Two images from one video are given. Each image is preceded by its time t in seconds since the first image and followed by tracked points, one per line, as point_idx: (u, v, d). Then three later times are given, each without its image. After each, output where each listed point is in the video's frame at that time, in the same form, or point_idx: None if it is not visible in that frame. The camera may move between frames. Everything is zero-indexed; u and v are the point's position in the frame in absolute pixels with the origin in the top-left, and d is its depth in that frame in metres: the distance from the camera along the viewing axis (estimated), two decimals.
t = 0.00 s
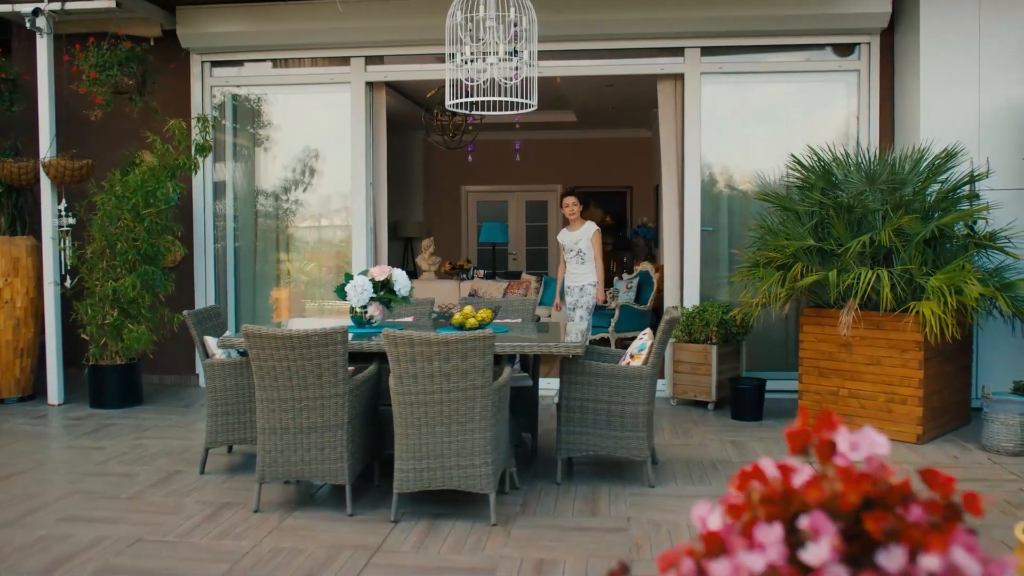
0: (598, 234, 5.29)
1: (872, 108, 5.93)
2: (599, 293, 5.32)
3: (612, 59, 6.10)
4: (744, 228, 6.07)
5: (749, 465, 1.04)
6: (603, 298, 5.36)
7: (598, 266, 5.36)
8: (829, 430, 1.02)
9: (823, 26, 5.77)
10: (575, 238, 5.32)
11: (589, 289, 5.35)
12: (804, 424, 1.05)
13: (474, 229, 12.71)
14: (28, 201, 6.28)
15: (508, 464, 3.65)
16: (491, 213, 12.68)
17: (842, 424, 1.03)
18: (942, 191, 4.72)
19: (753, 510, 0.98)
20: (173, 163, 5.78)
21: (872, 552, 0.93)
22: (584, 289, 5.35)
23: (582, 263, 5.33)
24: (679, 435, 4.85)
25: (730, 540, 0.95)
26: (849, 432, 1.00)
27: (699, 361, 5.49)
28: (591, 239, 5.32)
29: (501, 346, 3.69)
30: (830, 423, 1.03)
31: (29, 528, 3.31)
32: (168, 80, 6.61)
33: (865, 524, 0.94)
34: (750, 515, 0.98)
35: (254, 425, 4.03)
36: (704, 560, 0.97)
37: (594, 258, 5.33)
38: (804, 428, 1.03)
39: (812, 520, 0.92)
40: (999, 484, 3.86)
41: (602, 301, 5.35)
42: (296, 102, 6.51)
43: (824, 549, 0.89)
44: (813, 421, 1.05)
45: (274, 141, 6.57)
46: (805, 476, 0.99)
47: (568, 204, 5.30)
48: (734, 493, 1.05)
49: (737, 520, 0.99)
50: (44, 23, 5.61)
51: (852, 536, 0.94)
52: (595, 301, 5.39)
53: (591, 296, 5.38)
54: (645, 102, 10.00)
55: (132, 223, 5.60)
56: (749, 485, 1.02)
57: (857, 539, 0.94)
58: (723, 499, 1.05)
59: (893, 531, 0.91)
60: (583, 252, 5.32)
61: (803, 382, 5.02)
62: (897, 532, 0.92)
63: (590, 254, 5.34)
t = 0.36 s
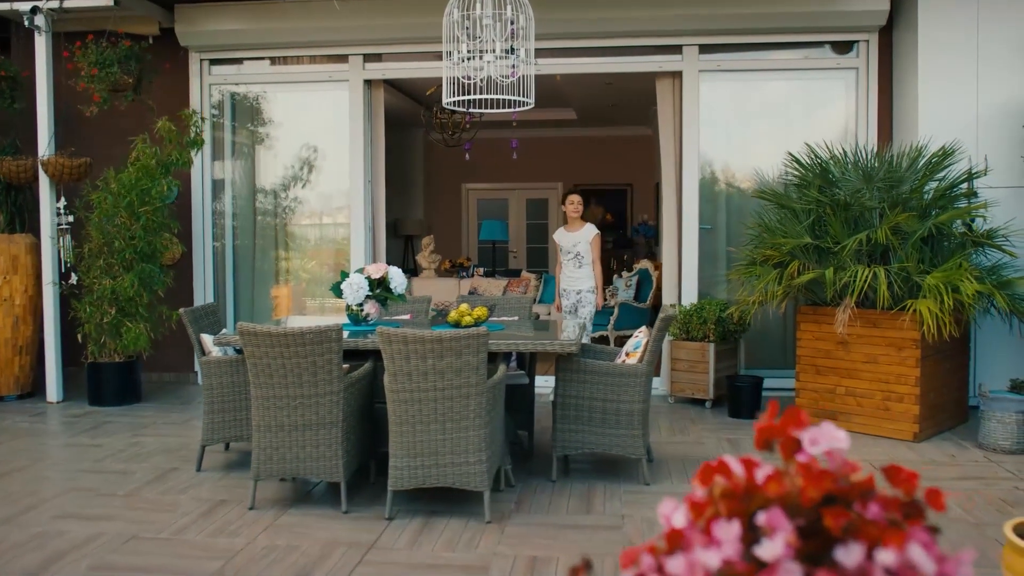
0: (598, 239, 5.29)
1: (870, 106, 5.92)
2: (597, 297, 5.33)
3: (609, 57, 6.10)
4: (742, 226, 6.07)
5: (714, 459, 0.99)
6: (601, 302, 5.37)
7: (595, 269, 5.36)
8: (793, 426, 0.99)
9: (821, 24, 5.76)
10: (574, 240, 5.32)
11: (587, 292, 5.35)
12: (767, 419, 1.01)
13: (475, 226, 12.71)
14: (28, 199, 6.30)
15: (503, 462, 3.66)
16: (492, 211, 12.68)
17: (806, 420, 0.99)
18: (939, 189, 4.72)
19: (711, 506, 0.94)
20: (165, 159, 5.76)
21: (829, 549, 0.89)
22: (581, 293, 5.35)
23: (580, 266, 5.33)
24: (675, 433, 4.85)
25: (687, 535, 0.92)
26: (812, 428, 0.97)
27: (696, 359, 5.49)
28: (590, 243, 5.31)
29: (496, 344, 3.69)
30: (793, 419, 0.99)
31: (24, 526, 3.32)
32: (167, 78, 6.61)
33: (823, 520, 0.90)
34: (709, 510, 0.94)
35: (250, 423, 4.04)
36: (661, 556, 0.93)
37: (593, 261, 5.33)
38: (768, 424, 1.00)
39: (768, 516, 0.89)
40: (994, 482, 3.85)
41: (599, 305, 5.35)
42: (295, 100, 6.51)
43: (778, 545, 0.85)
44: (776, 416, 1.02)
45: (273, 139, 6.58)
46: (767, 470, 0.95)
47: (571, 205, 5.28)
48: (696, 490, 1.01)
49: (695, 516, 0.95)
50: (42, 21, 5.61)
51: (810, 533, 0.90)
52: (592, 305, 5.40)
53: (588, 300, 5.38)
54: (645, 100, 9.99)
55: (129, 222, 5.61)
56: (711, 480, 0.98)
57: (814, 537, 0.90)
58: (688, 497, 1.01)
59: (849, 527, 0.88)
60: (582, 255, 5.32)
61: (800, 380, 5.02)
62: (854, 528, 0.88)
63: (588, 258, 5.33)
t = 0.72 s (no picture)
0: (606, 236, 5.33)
1: (870, 105, 5.91)
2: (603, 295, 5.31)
3: (609, 56, 6.10)
4: (741, 225, 6.07)
5: (678, 457, 1.04)
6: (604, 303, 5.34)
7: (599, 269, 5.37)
8: (757, 426, 1.03)
9: (821, 22, 5.76)
10: (583, 236, 5.35)
11: (590, 292, 5.33)
12: (732, 417, 1.06)
13: (476, 225, 12.71)
14: (28, 198, 6.31)
15: (499, 461, 3.66)
16: (493, 210, 12.68)
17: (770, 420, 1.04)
18: (938, 188, 4.71)
19: (674, 504, 0.98)
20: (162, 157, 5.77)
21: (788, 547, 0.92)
22: (585, 291, 5.32)
23: (586, 264, 5.33)
24: (674, 432, 4.85)
25: (650, 533, 0.95)
26: (776, 428, 1.01)
27: (695, 358, 5.49)
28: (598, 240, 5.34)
29: (492, 343, 3.67)
30: (756, 419, 1.04)
31: (22, 524, 3.33)
32: (167, 77, 6.63)
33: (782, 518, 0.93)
34: (671, 508, 0.98)
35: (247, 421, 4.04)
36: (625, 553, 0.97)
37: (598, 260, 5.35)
38: (732, 422, 1.04)
39: (726, 515, 0.93)
40: (992, 481, 3.85)
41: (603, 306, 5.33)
42: (295, 99, 6.52)
43: (734, 544, 0.89)
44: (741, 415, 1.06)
45: (272, 138, 6.59)
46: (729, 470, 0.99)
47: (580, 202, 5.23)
48: (662, 488, 1.05)
49: (659, 513, 0.99)
50: (42, 21, 5.63)
51: (768, 532, 0.94)
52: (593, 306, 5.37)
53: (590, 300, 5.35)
54: (646, 99, 9.98)
55: (128, 221, 5.62)
56: (673, 479, 1.03)
57: (772, 535, 0.93)
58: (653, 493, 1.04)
59: (807, 526, 0.91)
60: (589, 251, 5.33)
61: (799, 379, 5.02)
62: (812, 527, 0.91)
63: (595, 256, 5.35)
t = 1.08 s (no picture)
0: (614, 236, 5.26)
1: (873, 105, 5.89)
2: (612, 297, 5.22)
3: (610, 56, 6.09)
4: (743, 225, 6.06)
5: (638, 460, 1.06)
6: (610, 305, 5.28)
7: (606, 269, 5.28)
8: (712, 428, 1.03)
9: (822, 22, 5.75)
10: (592, 235, 5.21)
11: (598, 293, 5.24)
12: (688, 421, 1.04)
13: (480, 225, 12.71)
14: (31, 198, 6.34)
15: (497, 460, 3.67)
16: (497, 210, 12.69)
17: (726, 421, 1.03)
18: (939, 188, 4.70)
19: (638, 506, 1.00)
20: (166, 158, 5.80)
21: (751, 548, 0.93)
22: (593, 293, 5.22)
23: (597, 264, 5.22)
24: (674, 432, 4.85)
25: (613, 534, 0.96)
26: (743, 429, 1.01)
27: (696, 358, 5.48)
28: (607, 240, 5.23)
29: (491, 343, 3.68)
30: (712, 420, 1.03)
31: (22, 523, 3.34)
32: (170, 78, 6.65)
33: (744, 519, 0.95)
34: (636, 509, 1.00)
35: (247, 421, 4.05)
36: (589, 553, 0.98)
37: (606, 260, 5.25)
38: (688, 426, 1.03)
39: (686, 515, 0.94)
40: (992, 482, 3.84)
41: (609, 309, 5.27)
42: (297, 99, 6.53)
43: (694, 544, 0.90)
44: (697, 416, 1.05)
45: (274, 139, 6.60)
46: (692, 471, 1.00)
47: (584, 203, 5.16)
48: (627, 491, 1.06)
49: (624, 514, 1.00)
50: (45, 21, 5.66)
51: (731, 533, 0.95)
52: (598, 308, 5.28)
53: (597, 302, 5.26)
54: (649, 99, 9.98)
55: (130, 222, 5.64)
56: (635, 482, 1.04)
57: (733, 537, 0.95)
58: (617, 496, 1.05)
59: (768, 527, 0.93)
60: (600, 251, 5.20)
61: (800, 379, 5.01)
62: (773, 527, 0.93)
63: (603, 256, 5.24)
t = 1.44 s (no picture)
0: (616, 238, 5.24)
1: (873, 104, 5.88)
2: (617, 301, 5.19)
3: (610, 56, 6.10)
4: (742, 225, 6.05)
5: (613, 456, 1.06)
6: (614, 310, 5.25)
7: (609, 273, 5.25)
8: (689, 426, 1.04)
9: (823, 21, 5.74)
10: (597, 238, 5.16)
11: (602, 298, 5.20)
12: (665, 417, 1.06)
13: (481, 225, 12.72)
14: (32, 198, 6.35)
15: (495, 460, 3.67)
16: (498, 210, 12.68)
17: (702, 421, 1.05)
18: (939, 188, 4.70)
19: (611, 503, 1.00)
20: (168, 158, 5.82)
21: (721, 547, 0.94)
22: (599, 298, 5.18)
23: (602, 267, 5.17)
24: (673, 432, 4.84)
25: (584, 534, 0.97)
26: (715, 428, 1.02)
27: (696, 358, 5.48)
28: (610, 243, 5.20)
29: (488, 342, 3.68)
30: (689, 419, 1.05)
31: (20, 522, 3.35)
32: (171, 78, 6.66)
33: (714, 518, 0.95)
34: (610, 506, 1.00)
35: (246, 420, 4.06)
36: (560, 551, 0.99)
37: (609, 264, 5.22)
38: (666, 422, 1.05)
39: (657, 514, 0.95)
40: (991, 482, 3.83)
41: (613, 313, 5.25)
42: (297, 99, 6.53)
43: (662, 544, 0.92)
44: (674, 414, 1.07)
45: (275, 138, 6.60)
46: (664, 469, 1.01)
47: (585, 203, 5.10)
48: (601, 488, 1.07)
49: (598, 511, 1.00)
50: (46, 22, 5.67)
51: (700, 531, 0.96)
52: (603, 312, 5.24)
53: (601, 307, 5.22)
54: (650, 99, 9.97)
55: (131, 221, 5.65)
56: (610, 479, 1.04)
57: (704, 536, 0.96)
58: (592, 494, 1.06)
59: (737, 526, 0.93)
60: (606, 255, 5.16)
61: (799, 379, 5.00)
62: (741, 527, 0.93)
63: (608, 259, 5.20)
